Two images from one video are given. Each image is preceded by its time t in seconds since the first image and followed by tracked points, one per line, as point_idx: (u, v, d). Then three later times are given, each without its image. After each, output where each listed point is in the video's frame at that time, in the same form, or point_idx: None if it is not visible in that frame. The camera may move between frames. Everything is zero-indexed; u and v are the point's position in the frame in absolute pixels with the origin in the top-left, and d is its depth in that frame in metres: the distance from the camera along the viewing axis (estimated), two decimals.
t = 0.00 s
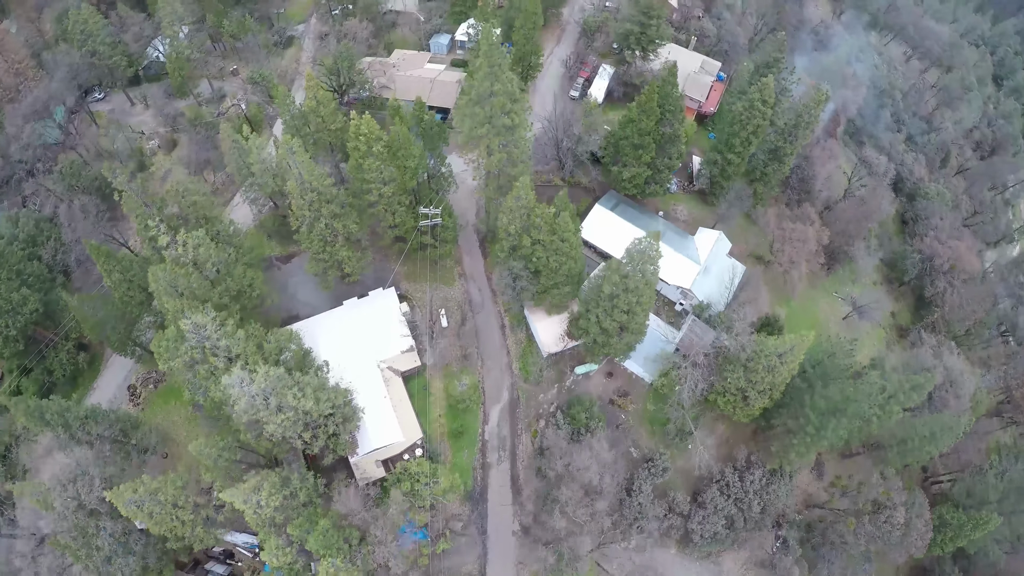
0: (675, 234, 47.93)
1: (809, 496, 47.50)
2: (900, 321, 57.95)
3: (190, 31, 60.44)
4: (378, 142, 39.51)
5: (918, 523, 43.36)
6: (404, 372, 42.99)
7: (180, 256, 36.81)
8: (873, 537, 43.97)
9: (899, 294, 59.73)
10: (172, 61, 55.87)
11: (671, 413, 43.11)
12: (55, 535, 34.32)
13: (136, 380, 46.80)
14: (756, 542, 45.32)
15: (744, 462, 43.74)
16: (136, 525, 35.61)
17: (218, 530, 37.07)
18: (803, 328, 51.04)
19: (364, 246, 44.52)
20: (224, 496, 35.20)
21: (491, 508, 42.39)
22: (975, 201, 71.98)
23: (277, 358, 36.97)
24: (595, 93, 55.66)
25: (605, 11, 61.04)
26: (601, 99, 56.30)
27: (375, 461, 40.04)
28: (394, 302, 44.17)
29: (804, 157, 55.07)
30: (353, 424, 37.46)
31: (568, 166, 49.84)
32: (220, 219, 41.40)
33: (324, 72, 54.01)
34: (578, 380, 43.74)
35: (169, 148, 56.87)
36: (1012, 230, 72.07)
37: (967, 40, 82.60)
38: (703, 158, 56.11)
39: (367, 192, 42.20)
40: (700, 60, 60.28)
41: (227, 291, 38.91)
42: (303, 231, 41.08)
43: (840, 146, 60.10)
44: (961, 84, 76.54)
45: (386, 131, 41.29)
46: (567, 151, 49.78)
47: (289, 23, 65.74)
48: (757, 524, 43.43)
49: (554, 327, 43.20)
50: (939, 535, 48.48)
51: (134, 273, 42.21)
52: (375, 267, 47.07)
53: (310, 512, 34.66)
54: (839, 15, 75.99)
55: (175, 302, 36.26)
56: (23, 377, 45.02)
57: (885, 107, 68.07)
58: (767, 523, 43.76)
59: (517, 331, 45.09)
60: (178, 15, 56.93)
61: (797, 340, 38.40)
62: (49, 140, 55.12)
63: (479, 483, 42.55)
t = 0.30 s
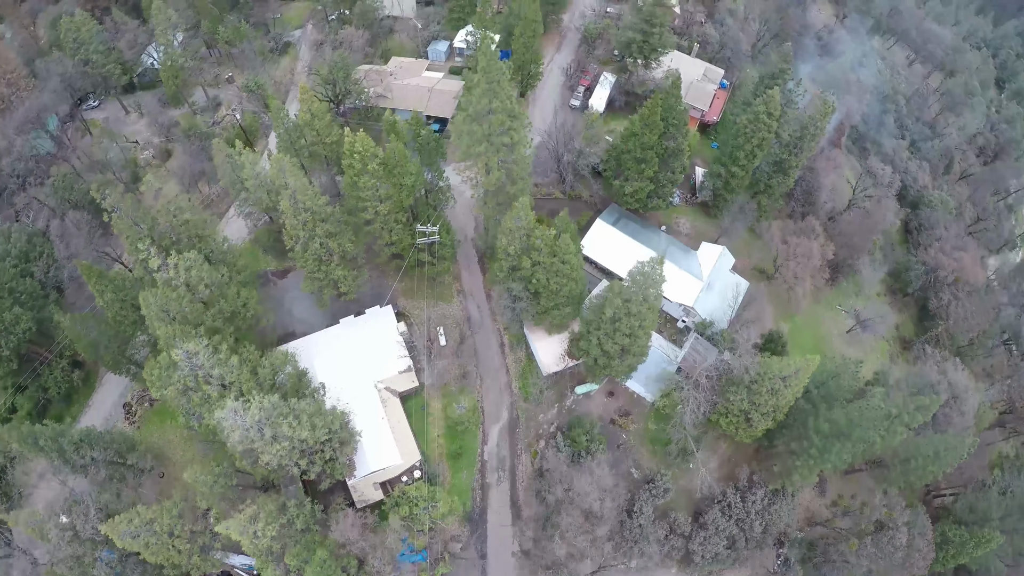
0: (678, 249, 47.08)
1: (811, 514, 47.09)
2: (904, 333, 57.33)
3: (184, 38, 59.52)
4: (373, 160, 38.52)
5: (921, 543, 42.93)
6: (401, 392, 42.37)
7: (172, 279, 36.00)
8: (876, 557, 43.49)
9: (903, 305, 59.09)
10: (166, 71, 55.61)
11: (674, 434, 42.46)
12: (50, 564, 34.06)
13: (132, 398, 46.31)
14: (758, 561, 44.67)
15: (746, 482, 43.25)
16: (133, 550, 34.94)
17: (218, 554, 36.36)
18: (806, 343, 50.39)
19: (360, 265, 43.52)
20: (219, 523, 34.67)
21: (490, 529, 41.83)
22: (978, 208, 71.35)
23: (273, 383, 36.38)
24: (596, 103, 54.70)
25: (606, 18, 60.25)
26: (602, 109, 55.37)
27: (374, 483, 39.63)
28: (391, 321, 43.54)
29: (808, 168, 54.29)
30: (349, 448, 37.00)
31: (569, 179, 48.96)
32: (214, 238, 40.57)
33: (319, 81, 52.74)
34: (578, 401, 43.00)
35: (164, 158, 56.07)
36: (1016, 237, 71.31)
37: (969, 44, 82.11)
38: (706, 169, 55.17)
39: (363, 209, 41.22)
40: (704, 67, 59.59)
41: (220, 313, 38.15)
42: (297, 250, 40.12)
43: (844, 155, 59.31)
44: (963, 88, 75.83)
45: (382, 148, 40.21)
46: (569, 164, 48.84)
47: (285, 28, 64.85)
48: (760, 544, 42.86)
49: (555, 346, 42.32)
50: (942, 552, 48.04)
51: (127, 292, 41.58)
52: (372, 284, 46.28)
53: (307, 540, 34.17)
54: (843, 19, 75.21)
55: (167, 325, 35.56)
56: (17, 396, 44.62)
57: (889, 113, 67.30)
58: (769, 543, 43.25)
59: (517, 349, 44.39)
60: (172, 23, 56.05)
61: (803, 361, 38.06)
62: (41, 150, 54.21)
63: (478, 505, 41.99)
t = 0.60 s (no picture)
0: (680, 265, 46.29)
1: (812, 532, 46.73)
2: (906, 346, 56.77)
3: (179, 44, 58.63)
4: (369, 180, 37.65)
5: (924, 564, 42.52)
6: (399, 414, 41.89)
7: (164, 302, 35.27)
8: None
9: (906, 316, 58.48)
10: (160, 79, 54.61)
11: (675, 455, 41.89)
12: None
13: (128, 416, 45.96)
14: None
15: (748, 503, 42.77)
16: None
17: None
18: (810, 358, 49.74)
19: (357, 283, 42.82)
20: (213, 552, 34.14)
21: (490, 552, 41.23)
22: (981, 215, 70.68)
23: (268, 410, 35.88)
24: (597, 113, 53.89)
25: (608, 24, 59.28)
26: (604, 119, 54.55)
27: (372, 507, 39.20)
28: (388, 341, 42.92)
29: (812, 179, 53.53)
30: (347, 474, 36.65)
31: (569, 194, 48.25)
32: (207, 257, 39.87)
33: (315, 91, 51.89)
34: (579, 422, 42.50)
35: (158, 169, 55.28)
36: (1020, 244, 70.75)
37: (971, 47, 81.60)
38: (709, 180, 54.37)
39: (359, 227, 40.31)
40: (706, 76, 58.83)
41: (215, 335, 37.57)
42: (292, 270, 39.30)
43: (848, 164, 58.56)
44: (966, 93, 75.16)
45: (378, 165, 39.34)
46: (570, 177, 47.95)
47: (281, 33, 63.81)
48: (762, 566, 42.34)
49: (556, 367, 41.76)
50: (945, 571, 47.65)
51: (119, 311, 40.89)
52: (369, 301, 45.56)
53: (305, 568, 33.80)
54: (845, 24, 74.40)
55: (159, 349, 34.95)
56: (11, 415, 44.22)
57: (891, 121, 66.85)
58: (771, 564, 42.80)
59: (517, 368, 43.76)
60: (166, 30, 55.17)
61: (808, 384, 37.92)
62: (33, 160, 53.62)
63: (477, 527, 41.44)
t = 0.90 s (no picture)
0: (683, 281, 45.49)
1: (814, 551, 46.31)
2: (910, 358, 56.28)
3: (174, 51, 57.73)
4: (364, 200, 36.60)
5: None
6: (397, 435, 41.41)
7: (155, 327, 34.48)
8: None
9: (910, 328, 57.95)
10: (154, 88, 53.71)
11: (677, 476, 41.44)
12: None
13: (123, 434, 45.75)
14: None
15: (750, 524, 42.37)
16: None
17: None
18: (812, 374, 49.19)
19: (355, 302, 42.24)
20: None
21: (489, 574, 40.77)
22: (984, 223, 70.23)
23: (263, 436, 35.47)
24: (598, 124, 53.09)
25: (608, 31, 58.67)
26: (605, 129, 53.76)
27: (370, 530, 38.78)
28: (385, 361, 42.38)
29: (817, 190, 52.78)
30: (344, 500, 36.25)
31: (569, 208, 47.30)
32: (199, 276, 39.25)
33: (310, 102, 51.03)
34: (579, 443, 41.98)
35: (153, 180, 54.47)
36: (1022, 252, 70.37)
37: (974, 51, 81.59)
38: (712, 192, 53.48)
39: (355, 247, 39.47)
40: (709, 84, 58.04)
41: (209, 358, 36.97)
42: (286, 291, 38.51)
43: (852, 174, 57.83)
44: (969, 98, 74.61)
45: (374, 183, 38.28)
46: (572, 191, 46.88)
47: (277, 39, 63.36)
48: None
49: (556, 388, 41.14)
50: None
51: (112, 332, 40.25)
52: (366, 319, 44.99)
53: None
54: (849, 28, 73.77)
55: (151, 375, 34.36)
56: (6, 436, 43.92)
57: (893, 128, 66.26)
58: None
59: (516, 387, 43.22)
60: (160, 38, 54.18)
61: (813, 409, 37.60)
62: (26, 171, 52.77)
63: (476, 548, 40.95)
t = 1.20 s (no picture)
0: (685, 299, 44.77)
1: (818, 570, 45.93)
2: (913, 371, 55.82)
3: (168, 58, 56.84)
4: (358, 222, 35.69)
5: None
6: (395, 457, 40.97)
7: (148, 353, 34.05)
8: None
9: (913, 340, 57.44)
10: (148, 97, 52.79)
11: (679, 498, 40.98)
12: None
13: (119, 452, 45.41)
14: None
15: (752, 545, 41.95)
16: None
17: None
18: (815, 389, 48.65)
19: (352, 322, 41.63)
20: None
21: None
22: (989, 231, 69.69)
23: (260, 462, 35.09)
24: (601, 134, 52.28)
25: (609, 40, 58.08)
26: (607, 139, 52.93)
27: (368, 554, 38.29)
28: (382, 382, 41.91)
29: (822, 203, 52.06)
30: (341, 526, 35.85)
31: (570, 224, 46.45)
32: (193, 297, 38.72)
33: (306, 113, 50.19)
34: (579, 464, 41.50)
35: (147, 191, 53.57)
36: None
37: (977, 55, 81.43)
38: (715, 204, 52.72)
39: (350, 267, 38.53)
40: (713, 94, 57.36)
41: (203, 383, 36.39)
42: (281, 313, 37.78)
43: (856, 183, 57.12)
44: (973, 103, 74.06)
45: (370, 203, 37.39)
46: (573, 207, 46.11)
47: (273, 45, 62.70)
48: None
49: (557, 410, 40.55)
50: None
51: (107, 353, 39.72)
52: (363, 337, 44.43)
53: None
54: (851, 33, 73.11)
55: (145, 403, 34.10)
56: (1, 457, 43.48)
57: (896, 135, 65.66)
58: None
59: (516, 407, 42.73)
60: (154, 46, 53.21)
61: (818, 437, 37.14)
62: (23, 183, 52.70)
63: (476, 571, 40.46)
